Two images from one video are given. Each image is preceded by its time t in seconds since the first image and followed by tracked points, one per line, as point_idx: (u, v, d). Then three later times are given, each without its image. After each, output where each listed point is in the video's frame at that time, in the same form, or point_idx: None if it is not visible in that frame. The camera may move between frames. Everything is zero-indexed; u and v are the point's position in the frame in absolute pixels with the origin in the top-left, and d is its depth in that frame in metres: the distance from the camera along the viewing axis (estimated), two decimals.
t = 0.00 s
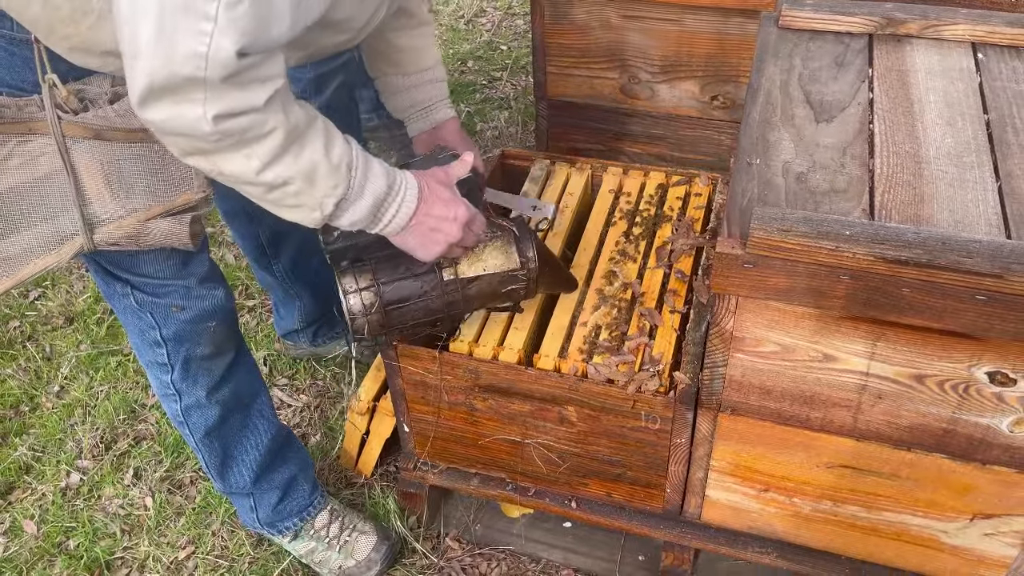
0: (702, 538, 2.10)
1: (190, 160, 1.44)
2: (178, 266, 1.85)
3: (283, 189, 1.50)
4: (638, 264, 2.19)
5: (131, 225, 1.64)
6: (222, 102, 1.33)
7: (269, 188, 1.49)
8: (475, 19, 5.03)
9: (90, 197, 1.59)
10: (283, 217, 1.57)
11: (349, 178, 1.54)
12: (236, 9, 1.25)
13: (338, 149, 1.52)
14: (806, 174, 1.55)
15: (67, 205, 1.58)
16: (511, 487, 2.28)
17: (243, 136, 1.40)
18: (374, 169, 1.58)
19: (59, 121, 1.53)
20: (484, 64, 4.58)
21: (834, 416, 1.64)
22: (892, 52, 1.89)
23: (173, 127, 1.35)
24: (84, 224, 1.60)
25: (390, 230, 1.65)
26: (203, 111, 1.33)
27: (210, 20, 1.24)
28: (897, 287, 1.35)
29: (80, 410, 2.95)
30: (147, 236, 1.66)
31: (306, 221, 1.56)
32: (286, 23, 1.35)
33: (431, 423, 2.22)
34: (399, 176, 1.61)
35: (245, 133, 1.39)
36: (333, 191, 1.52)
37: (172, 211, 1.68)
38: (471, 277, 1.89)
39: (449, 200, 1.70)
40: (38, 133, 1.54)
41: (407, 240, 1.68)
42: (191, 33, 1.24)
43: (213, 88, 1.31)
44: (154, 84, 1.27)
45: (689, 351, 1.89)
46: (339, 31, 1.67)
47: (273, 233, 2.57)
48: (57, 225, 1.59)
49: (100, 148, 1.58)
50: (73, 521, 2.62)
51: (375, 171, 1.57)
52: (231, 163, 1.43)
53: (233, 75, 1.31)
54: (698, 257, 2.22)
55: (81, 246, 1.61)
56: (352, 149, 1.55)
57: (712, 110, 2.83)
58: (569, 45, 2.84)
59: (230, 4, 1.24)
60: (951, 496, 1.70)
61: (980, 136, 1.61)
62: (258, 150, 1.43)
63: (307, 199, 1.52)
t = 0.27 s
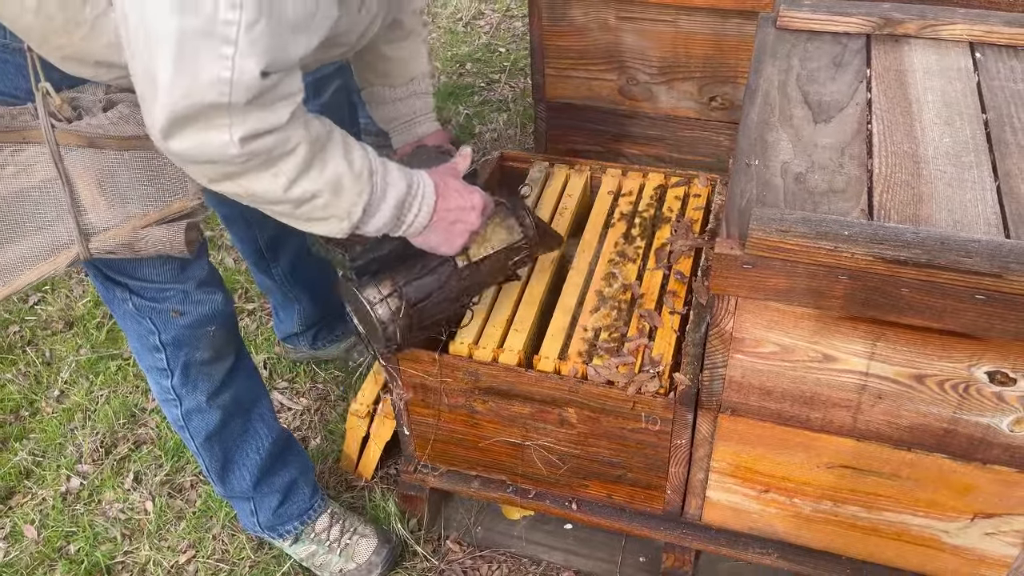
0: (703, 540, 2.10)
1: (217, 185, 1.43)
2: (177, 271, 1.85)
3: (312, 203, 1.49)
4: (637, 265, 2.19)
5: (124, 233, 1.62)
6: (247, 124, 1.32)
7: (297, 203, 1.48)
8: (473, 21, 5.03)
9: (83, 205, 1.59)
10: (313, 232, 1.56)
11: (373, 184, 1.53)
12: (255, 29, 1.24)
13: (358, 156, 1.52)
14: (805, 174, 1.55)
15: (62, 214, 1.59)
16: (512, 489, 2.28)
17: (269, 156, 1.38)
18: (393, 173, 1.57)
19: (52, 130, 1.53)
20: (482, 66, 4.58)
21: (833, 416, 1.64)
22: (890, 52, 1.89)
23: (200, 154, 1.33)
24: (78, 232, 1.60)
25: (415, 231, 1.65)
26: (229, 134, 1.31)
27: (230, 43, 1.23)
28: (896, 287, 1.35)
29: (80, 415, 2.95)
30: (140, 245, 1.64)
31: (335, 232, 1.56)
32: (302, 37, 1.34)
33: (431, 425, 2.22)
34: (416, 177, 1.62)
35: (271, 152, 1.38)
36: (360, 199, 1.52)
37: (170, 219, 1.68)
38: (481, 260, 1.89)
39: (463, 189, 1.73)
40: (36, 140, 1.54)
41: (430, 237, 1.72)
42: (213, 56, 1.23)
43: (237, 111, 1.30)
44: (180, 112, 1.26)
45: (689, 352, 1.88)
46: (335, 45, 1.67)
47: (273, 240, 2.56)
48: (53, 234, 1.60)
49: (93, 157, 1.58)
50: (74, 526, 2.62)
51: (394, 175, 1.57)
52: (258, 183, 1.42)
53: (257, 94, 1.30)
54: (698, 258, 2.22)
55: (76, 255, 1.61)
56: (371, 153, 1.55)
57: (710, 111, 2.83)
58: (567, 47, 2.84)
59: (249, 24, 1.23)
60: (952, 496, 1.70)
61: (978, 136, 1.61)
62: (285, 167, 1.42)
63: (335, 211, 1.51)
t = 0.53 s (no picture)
0: (701, 540, 2.10)
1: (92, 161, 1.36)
2: (176, 275, 1.85)
3: (185, 210, 1.42)
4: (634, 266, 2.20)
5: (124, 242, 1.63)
6: (129, 115, 1.26)
7: (171, 206, 1.41)
8: (470, 23, 5.04)
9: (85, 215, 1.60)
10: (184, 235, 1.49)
11: (261, 211, 1.48)
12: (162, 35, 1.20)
13: (251, 183, 1.46)
14: (800, 175, 1.55)
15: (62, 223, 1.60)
16: (510, 490, 2.29)
17: (148, 150, 1.32)
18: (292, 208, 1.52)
19: (49, 138, 1.52)
20: (479, 68, 4.59)
21: (830, 416, 1.64)
22: (884, 53, 1.89)
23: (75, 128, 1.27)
24: (78, 239, 1.61)
25: (303, 274, 1.57)
26: (104, 120, 1.26)
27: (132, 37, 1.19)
28: (891, 287, 1.35)
29: (78, 419, 2.95)
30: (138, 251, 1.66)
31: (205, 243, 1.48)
32: (222, 61, 1.31)
33: (429, 428, 2.22)
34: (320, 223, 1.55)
35: (155, 148, 1.32)
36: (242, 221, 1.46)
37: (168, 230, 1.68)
38: (394, 343, 1.74)
39: (367, 255, 1.61)
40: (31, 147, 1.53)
41: (314, 288, 1.60)
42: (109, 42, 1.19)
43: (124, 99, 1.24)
44: (61, 83, 1.21)
45: (686, 353, 1.89)
46: (328, 55, 1.67)
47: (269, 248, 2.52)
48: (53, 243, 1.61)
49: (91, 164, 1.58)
50: (72, 530, 2.62)
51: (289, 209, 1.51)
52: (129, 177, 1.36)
53: (145, 93, 1.25)
54: (694, 259, 2.23)
55: (77, 262, 1.63)
56: (271, 185, 1.50)
57: (706, 112, 2.84)
58: (563, 50, 2.85)
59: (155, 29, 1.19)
60: (948, 495, 1.71)
61: (972, 136, 1.62)
62: (163, 165, 1.35)
63: (206, 225, 1.45)
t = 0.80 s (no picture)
0: (699, 541, 2.10)
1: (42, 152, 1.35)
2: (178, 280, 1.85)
3: (126, 220, 1.43)
4: (631, 267, 2.20)
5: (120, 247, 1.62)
6: (92, 111, 1.27)
7: (112, 211, 1.42)
8: (467, 25, 5.04)
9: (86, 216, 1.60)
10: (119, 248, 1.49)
11: (201, 233, 1.51)
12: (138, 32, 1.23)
13: (194, 204, 1.50)
14: (796, 175, 1.55)
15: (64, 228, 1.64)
16: (509, 492, 2.28)
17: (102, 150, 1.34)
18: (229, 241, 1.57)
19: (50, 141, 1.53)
20: (476, 69, 4.59)
21: (828, 416, 1.64)
22: (880, 52, 1.89)
23: (35, 116, 1.28)
24: (79, 244, 1.61)
25: (225, 309, 1.61)
26: (67, 112, 1.26)
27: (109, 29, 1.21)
28: (888, 287, 1.35)
29: (75, 422, 2.95)
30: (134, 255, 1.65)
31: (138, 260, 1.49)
32: (198, 63, 1.34)
33: (427, 429, 2.21)
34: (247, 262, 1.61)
35: (108, 148, 1.34)
36: (179, 239, 1.48)
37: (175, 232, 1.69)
38: (287, 417, 1.80)
39: (290, 308, 1.69)
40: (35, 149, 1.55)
41: (230, 327, 1.64)
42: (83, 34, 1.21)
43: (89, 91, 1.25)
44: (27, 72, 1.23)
45: (683, 354, 1.89)
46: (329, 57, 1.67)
47: (274, 245, 2.44)
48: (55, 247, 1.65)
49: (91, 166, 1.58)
50: (70, 534, 2.61)
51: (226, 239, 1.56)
52: (79, 175, 1.36)
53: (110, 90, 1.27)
54: (691, 259, 2.23)
55: (77, 267, 1.67)
56: (212, 213, 1.54)
57: (703, 113, 2.84)
58: (559, 50, 2.85)
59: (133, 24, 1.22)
60: (946, 494, 1.71)
61: (968, 135, 1.62)
62: (112, 168, 1.37)
63: (141, 238, 1.45)
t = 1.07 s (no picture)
0: (696, 539, 2.10)
1: None
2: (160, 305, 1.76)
3: (8, 105, 1.20)
4: (627, 267, 2.20)
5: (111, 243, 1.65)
6: None
7: None
8: (463, 25, 5.04)
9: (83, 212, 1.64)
10: None
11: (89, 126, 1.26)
12: None
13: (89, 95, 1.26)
14: (791, 174, 1.56)
15: (58, 228, 1.65)
16: (506, 491, 2.28)
17: None
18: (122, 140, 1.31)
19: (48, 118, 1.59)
20: (472, 70, 4.59)
21: (823, 414, 1.64)
22: (874, 51, 1.90)
23: None
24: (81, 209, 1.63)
25: (121, 229, 1.35)
26: None
27: None
28: (882, 285, 1.36)
29: (73, 424, 2.95)
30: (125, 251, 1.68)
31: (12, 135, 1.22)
32: None
33: (424, 429, 2.22)
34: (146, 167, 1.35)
35: None
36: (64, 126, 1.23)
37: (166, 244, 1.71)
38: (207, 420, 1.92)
39: (189, 243, 1.41)
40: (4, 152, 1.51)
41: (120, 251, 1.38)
42: None
43: None
44: None
45: (679, 353, 1.89)
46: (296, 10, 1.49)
47: (287, 235, 2.54)
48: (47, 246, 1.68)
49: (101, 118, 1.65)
50: (68, 535, 2.61)
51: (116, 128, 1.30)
52: None
53: None
54: (688, 258, 2.23)
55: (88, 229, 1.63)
56: (109, 110, 1.29)
57: (699, 112, 2.84)
58: (555, 51, 2.86)
59: None
60: (942, 491, 1.71)
61: (962, 134, 1.62)
62: None
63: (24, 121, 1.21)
